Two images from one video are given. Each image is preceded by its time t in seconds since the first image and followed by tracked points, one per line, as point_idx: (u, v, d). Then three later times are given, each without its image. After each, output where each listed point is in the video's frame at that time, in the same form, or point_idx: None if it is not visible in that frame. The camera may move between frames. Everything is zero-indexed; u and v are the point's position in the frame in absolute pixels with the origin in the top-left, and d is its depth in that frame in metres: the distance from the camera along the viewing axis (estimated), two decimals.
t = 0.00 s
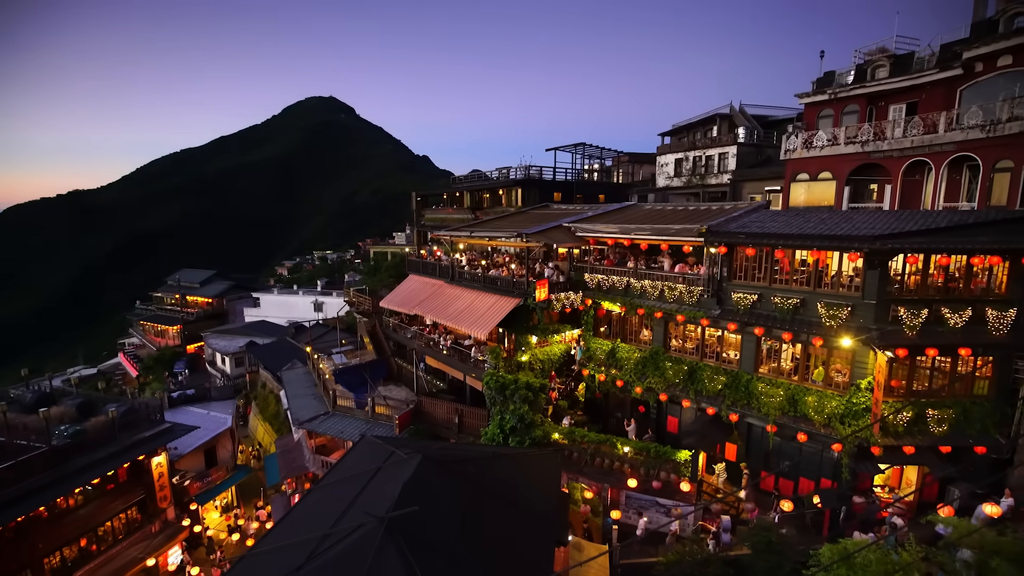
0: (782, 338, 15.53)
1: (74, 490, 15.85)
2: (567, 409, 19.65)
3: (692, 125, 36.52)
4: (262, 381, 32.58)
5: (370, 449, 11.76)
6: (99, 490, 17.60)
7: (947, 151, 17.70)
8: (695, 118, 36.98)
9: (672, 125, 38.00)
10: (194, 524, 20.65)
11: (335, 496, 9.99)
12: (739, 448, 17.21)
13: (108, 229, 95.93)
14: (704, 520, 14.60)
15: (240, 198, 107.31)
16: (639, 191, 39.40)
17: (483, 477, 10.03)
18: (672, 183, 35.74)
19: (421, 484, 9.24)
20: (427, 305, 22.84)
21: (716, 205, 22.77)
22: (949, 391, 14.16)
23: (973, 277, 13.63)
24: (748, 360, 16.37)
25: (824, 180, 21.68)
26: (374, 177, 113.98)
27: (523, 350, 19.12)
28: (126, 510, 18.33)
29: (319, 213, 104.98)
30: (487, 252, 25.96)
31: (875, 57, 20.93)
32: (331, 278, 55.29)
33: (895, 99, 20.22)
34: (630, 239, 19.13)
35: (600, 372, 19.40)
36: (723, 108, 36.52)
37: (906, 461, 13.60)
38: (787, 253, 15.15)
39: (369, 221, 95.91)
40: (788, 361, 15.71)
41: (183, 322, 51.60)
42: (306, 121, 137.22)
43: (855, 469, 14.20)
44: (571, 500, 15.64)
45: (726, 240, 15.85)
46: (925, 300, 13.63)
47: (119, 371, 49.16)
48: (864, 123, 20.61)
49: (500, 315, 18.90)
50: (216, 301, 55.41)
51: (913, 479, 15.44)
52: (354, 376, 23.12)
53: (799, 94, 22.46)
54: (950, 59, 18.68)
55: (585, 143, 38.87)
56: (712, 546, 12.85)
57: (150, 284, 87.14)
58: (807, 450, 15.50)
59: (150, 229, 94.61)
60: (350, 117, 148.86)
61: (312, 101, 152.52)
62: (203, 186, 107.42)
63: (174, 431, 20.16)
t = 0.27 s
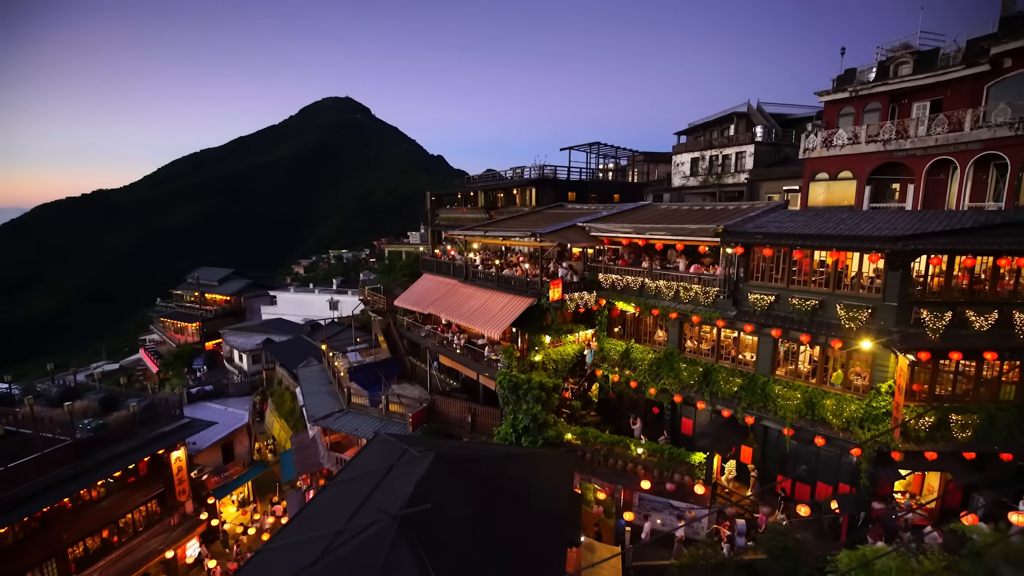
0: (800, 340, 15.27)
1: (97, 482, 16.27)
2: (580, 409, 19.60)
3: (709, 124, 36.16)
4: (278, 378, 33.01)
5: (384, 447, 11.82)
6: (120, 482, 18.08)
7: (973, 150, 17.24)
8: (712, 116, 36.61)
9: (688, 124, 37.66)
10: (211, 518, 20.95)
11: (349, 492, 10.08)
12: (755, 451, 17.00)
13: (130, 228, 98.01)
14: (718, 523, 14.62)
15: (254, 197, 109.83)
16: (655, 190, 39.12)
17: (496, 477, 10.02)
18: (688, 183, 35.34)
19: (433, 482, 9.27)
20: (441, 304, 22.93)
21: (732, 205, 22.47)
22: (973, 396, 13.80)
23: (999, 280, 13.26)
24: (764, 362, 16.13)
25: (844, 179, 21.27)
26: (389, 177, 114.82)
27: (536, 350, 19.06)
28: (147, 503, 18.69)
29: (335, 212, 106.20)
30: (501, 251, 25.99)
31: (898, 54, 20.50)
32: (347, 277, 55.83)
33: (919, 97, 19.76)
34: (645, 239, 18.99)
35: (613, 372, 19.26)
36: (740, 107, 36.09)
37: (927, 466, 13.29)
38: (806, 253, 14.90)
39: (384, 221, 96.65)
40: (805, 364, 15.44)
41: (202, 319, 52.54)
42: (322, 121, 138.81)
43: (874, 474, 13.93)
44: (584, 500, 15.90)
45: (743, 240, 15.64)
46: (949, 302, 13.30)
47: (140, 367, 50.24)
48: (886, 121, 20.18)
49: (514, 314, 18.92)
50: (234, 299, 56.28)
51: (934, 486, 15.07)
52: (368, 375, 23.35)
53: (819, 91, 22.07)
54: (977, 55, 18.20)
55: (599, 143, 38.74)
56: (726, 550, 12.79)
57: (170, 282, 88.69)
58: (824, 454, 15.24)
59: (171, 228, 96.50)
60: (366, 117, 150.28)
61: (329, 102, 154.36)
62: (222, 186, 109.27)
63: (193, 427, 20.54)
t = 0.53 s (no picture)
0: (819, 342, 15.01)
1: (117, 475, 16.65)
2: (593, 410, 19.53)
3: (726, 123, 35.74)
4: (294, 375, 33.44)
5: (397, 445, 11.91)
6: (141, 475, 18.51)
7: (1001, 148, 16.77)
8: (730, 115, 36.17)
9: (705, 123, 37.27)
10: (229, 512, 21.31)
11: (363, 489, 10.16)
12: (771, 455, 16.75)
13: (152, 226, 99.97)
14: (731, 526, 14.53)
15: (273, 197, 111.54)
16: (670, 189, 38.76)
17: (509, 476, 10.02)
18: (704, 182, 34.92)
19: (446, 481, 9.30)
20: (455, 303, 23.00)
21: (750, 204, 22.18)
22: (999, 401, 13.43)
23: None
24: (782, 364, 15.88)
25: (866, 179, 20.85)
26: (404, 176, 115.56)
27: (550, 350, 19.01)
28: (166, 496, 19.09)
29: (351, 211, 107.33)
30: (515, 251, 26.00)
31: (923, 50, 20.03)
32: (362, 276, 56.35)
33: (945, 94, 19.27)
34: (660, 239, 18.83)
35: (628, 373, 19.14)
36: (758, 105, 35.61)
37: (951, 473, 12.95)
38: (825, 254, 14.63)
39: (399, 220, 97.35)
40: (824, 367, 15.16)
41: (221, 316, 53.41)
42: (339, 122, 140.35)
43: (894, 480, 13.62)
44: (597, 503, 16.08)
45: (761, 240, 15.41)
46: (975, 305, 12.95)
47: (160, 363, 51.28)
48: (910, 119, 19.70)
49: (528, 314, 18.89)
50: (251, 296, 57.14)
51: (959, 493, 14.66)
52: (383, 373, 23.57)
53: (840, 89, 21.65)
54: (1006, 51, 17.69)
55: (615, 142, 38.52)
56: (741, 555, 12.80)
57: (189, 279, 90.25)
58: (843, 459, 14.99)
59: (191, 227, 98.39)
60: (382, 117, 151.63)
61: (346, 102, 155.95)
62: (241, 186, 111.06)
63: (212, 422, 20.92)
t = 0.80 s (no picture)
0: (837, 344, 14.75)
1: (137, 469, 16.99)
2: (606, 411, 19.43)
3: (743, 122, 35.36)
4: (309, 373, 33.80)
5: (411, 443, 11.96)
6: (160, 469, 18.85)
7: None
8: (746, 114, 35.78)
9: (721, 122, 36.90)
10: (244, 507, 21.62)
11: (376, 487, 10.22)
12: (788, 458, 16.52)
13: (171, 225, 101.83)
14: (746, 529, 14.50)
15: (290, 197, 113.15)
16: (686, 189, 38.41)
17: (521, 476, 10.01)
18: (720, 181, 34.51)
19: (458, 479, 9.31)
20: (468, 302, 23.06)
21: (767, 204, 21.87)
22: None
23: None
24: (799, 366, 15.62)
25: (887, 178, 20.44)
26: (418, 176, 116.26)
27: (563, 350, 18.94)
28: (184, 490, 19.47)
29: (365, 211, 108.30)
30: (529, 250, 25.99)
31: (948, 46, 19.56)
32: (376, 275, 56.78)
33: (970, 90, 18.77)
34: (675, 239, 18.66)
35: (641, 374, 19.15)
36: (776, 104, 35.15)
37: (974, 480, 12.62)
38: (845, 255, 14.38)
39: (413, 220, 98.03)
40: (842, 369, 14.88)
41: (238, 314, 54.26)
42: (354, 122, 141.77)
43: (915, 486, 13.32)
44: (610, 504, 15.93)
45: (778, 241, 15.19)
46: (1001, 308, 12.60)
47: (180, 359, 52.26)
48: (933, 117, 19.25)
49: (541, 314, 18.86)
50: (268, 294, 57.94)
51: (982, 501, 14.29)
52: (396, 371, 23.70)
53: (861, 86, 21.23)
54: None
55: (630, 141, 38.29)
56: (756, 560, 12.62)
57: (208, 277, 91.75)
58: (862, 463, 14.70)
59: (210, 226, 100.07)
60: (397, 117, 152.91)
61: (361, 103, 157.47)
62: (258, 186, 112.72)
63: (229, 418, 21.24)
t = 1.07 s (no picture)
0: (854, 347, 14.52)
1: (153, 464, 17.27)
2: (617, 411, 19.33)
3: (758, 121, 35.00)
4: (321, 371, 34.10)
5: (422, 441, 12.02)
6: (176, 464, 19.14)
7: None
8: (761, 113, 35.41)
9: (735, 121, 36.53)
10: (257, 502, 21.88)
11: (387, 484, 10.29)
12: (802, 462, 16.31)
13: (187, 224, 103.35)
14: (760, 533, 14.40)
15: (303, 197, 114.34)
16: (699, 188, 38.12)
17: (531, 476, 10.00)
18: (734, 181, 34.14)
19: (468, 478, 9.32)
20: (479, 301, 23.09)
21: (782, 204, 21.61)
22: None
23: None
24: (814, 368, 15.42)
25: (906, 177, 20.04)
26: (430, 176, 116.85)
27: (574, 350, 18.89)
28: (199, 485, 19.79)
29: (377, 211, 109.01)
30: (540, 250, 25.97)
31: (969, 43, 19.20)
32: (388, 274, 57.13)
33: (993, 88, 18.36)
34: (688, 239, 18.51)
35: (653, 375, 18.97)
36: (791, 102, 34.74)
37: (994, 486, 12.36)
38: (862, 256, 14.15)
39: (425, 220, 98.60)
40: (858, 372, 14.67)
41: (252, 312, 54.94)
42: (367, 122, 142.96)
43: (933, 492, 13.09)
44: (621, 504, 15.74)
45: (793, 241, 15.02)
46: None
47: (195, 356, 53.07)
48: (954, 115, 18.85)
49: (552, 314, 18.82)
50: (282, 293, 58.58)
51: (1005, 508, 13.88)
52: (407, 370, 23.78)
53: (879, 84, 20.87)
54: None
55: (642, 140, 38.05)
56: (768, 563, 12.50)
57: (223, 275, 92.99)
58: (878, 468, 14.53)
59: (225, 225, 101.46)
60: (410, 117, 154.06)
61: (374, 104, 158.71)
62: (273, 186, 114.08)
63: (243, 415, 21.52)
